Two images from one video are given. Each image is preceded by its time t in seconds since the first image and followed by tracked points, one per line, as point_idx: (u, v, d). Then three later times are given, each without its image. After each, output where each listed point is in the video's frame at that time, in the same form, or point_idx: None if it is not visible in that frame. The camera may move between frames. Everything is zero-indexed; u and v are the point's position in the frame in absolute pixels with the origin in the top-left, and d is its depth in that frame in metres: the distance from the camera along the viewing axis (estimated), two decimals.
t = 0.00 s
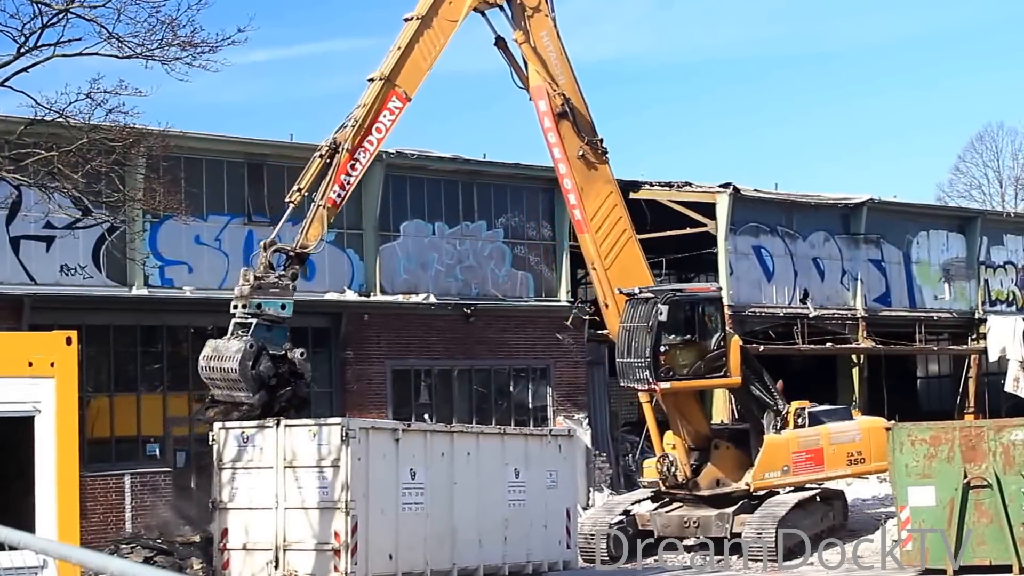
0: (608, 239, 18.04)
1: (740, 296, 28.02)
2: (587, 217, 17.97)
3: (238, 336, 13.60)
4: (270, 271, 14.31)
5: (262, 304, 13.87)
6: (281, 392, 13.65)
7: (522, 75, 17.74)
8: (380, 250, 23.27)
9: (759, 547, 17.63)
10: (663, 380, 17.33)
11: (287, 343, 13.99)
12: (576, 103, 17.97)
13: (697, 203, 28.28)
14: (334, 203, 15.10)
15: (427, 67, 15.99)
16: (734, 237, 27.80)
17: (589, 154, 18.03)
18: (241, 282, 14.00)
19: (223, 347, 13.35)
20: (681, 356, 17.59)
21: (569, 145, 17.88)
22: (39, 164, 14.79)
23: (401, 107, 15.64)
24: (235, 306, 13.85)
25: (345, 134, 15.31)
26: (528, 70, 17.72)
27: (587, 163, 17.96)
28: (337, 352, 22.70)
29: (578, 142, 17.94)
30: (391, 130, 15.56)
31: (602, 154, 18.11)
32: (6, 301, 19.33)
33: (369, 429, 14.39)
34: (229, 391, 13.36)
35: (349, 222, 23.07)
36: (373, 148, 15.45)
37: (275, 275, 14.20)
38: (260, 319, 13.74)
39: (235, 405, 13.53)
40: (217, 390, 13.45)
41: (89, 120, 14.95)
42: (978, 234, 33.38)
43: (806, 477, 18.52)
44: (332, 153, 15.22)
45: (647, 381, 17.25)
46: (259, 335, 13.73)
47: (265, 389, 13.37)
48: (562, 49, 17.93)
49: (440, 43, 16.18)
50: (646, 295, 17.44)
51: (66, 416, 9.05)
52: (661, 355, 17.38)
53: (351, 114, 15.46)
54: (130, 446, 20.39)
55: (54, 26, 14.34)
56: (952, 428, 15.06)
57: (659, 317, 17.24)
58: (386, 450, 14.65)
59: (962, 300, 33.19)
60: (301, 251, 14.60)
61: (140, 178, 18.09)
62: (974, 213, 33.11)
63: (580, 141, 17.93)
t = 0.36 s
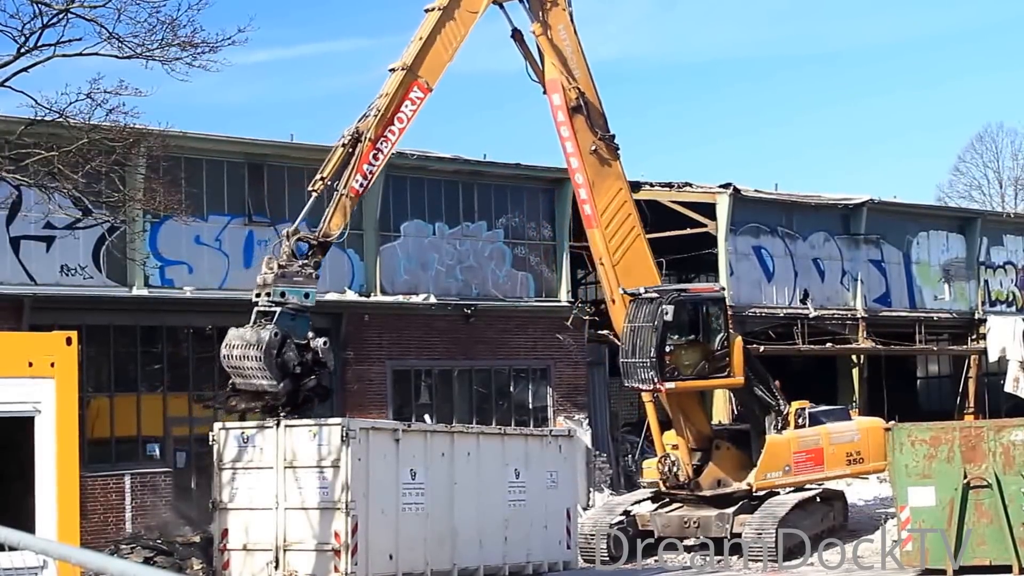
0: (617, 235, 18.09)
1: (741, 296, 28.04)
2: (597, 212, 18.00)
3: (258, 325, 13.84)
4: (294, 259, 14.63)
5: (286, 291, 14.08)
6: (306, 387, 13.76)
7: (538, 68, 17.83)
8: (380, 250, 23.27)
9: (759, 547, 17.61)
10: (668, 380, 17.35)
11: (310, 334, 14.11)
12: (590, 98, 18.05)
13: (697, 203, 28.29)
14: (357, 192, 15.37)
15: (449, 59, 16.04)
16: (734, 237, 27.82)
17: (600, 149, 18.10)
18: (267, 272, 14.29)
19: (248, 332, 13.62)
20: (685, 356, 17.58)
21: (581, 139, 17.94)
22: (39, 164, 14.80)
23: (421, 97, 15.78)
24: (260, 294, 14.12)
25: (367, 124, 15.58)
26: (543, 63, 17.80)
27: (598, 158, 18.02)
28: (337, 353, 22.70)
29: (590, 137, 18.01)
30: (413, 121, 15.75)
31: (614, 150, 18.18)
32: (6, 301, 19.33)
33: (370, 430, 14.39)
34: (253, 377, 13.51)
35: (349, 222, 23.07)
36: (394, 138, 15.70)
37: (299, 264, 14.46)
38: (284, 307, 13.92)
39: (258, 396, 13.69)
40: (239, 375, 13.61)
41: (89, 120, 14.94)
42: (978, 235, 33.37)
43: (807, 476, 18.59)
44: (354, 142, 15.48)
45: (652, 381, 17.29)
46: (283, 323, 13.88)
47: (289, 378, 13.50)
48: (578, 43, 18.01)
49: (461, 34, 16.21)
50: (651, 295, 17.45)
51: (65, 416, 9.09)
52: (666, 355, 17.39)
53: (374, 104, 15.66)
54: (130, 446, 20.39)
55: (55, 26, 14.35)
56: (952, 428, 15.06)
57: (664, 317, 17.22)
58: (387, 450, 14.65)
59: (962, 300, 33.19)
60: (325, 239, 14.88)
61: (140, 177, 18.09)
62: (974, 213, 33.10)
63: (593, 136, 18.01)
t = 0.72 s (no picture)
0: (628, 231, 18.14)
1: (741, 297, 28.06)
2: (609, 207, 18.03)
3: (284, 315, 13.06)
4: (320, 249, 13.82)
5: (313, 281, 13.39)
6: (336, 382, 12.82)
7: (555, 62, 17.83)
8: (380, 250, 23.30)
9: (759, 547, 17.61)
10: (676, 380, 17.35)
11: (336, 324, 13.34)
12: (606, 93, 18.09)
13: (697, 203, 28.30)
14: (383, 182, 14.80)
15: (474, 50, 15.92)
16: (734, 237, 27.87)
17: (614, 145, 18.15)
18: (293, 262, 13.55)
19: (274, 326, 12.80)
20: (692, 356, 17.57)
21: (596, 134, 17.96)
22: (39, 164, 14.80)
23: (446, 88, 15.52)
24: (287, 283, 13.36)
25: (393, 112, 15.09)
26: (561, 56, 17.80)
27: (611, 153, 18.07)
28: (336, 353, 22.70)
29: (604, 132, 18.05)
30: (437, 111, 15.37)
31: (627, 146, 18.26)
32: (7, 302, 19.35)
33: (370, 430, 14.39)
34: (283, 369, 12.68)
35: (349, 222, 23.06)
36: (419, 128, 15.26)
37: (327, 252, 13.71)
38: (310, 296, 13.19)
39: (283, 390, 12.79)
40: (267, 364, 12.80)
41: (90, 120, 14.95)
42: (978, 235, 33.37)
43: (807, 476, 18.65)
44: (380, 131, 15.01)
45: (660, 381, 17.30)
46: (309, 313, 13.12)
47: (316, 368, 12.62)
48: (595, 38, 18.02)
49: (485, 27, 16.17)
50: (660, 295, 17.47)
51: (63, 419, 9.27)
52: (673, 355, 17.39)
53: (398, 93, 15.24)
54: (130, 446, 20.40)
55: (55, 26, 14.35)
56: (952, 429, 15.06)
57: (672, 316, 17.28)
58: (387, 450, 14.65)
59: (962, 301, 33.20)
60: (350, 229, 14.21)
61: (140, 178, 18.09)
62: (974, 214, 33.11)
63: (607, 131, 18.05)
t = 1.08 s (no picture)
0: (639, 227, 18.17)
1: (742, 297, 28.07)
2: (620, 203, 18.06)
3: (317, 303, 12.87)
4: (354, 237, 13.65)
5: (347, 270, 13.18)
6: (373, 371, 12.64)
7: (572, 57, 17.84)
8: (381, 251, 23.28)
9: (759, 547, 17.61)
10: (683, 380, 17.33)
11: (369, 315, 13.08)
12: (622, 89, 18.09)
13: (697, 204, 28.31)
14: (413, 172, 14.76)
15: (499, 43, 16.02)
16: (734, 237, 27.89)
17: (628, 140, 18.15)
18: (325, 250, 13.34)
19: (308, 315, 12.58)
20: (699, 356, 17.54)
21: (610, 128, 17.97)
22: (39, 164, 14.80)
23: (473, 79, 15.59)
24: (318, 271, 13.15)
25: (422, 103, 15.14)
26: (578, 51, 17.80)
27: (625, 149, 18.07)
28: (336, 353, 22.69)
29: (619, 127, 18.05)
30: (465, 102, 15.44)
31: (641, 143, 18.25)
32: (6, 301, 19.35)
33: (370, 430, 14.40)
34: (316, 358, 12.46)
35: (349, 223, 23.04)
36: (448, 119, 15.31)
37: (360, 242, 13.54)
38: (345, 284, 12.99)
39: (316, 382, 12.49)
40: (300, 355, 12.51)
41: (90, 120, 14.96)
42: (978, 236, 33.36)
43: (809, 476, 18.80)
44: (410, 121, 15.03)
45: (668, 380, 17.28)
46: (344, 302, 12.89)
47: (356, 356, 12.49)
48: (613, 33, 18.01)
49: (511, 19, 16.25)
50: (668, 294, 17.46)
51: (64, 417, 9.30)
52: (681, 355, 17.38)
53: (426, 84, 15.33)
54: (130, 446, 20.40)
55: (55, 27, 14.34)
56: (952, 429, 15.07)
57: (680, 316, 17.29)
58: (387, 450, 14.65)
59: (962, 301, 33.19)
60: (382, 216, 14.19)
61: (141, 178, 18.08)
62: (974, 214, 33.11)
63: (621, 127, 18.05)
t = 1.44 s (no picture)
0: (650, 223, 18.16)
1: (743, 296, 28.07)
2: (632, 200, 18.06)
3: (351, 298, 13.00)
4: (388, 229, 13.83)
5: (382, 263, 13.25)
6: (412, 365, 12.74)
7: (588, 53, 17.83)
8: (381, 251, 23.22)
9: (759, 548, 17.60)
10: (694, 379, 17.31)
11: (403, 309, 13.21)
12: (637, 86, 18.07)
13: (697, 204, 28.32)
14: (443, 165, 15.08)
15: (523, 32, 16.07)
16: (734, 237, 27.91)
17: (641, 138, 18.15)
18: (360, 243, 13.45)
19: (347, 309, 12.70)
20: (709, 356, 17.56)
21: (623, 125, 17.94)
22: (39, 164, 14.80)
23: (500, 73, 15.73)
24: (353, 264, 13.28)
25: (451, 96, 15.40)
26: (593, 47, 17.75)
27: (637, 146, 18.06)
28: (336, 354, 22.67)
29: (632, 124, 18.02)
30: (492, 96, 15.66)
31: (653, 142, 18.26)
32: (7, 302, 19.35)
33: (370, 430, 14.40)
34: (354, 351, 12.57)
35: (349, 223, 23.02)
36: (476, 112, 15.53)
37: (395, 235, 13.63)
38: (381, 278, 13.11)
39: (352, 376, 12.60)
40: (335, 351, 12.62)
41: (90, 120, 14.96)
42: (978, 236, 33.35)
43: (810, 476, 18.91)
44: (440, 114, 15.28)
45: (679, 380, 17.24)
46: (379, 296, 13.02)
47: (393, 350, 12.58)
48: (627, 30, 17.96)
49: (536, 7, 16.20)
50: (680, 293, 17.47)
51: (64, 417, 9.33)
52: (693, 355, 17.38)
53: (455, 78, 15.51)
54: (130, 446, 20.40)
55: (55, 27, 14.34)
56: (952, 429, 15.07)
57: (692, 315, 17.28)
58: (387, 451, 14.65)
59: (962, 301, 33.18)
60: (414, 210, 14.46)
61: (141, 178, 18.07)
62: (974, 214, 33.11)
63: (634, 124, 18.02)
